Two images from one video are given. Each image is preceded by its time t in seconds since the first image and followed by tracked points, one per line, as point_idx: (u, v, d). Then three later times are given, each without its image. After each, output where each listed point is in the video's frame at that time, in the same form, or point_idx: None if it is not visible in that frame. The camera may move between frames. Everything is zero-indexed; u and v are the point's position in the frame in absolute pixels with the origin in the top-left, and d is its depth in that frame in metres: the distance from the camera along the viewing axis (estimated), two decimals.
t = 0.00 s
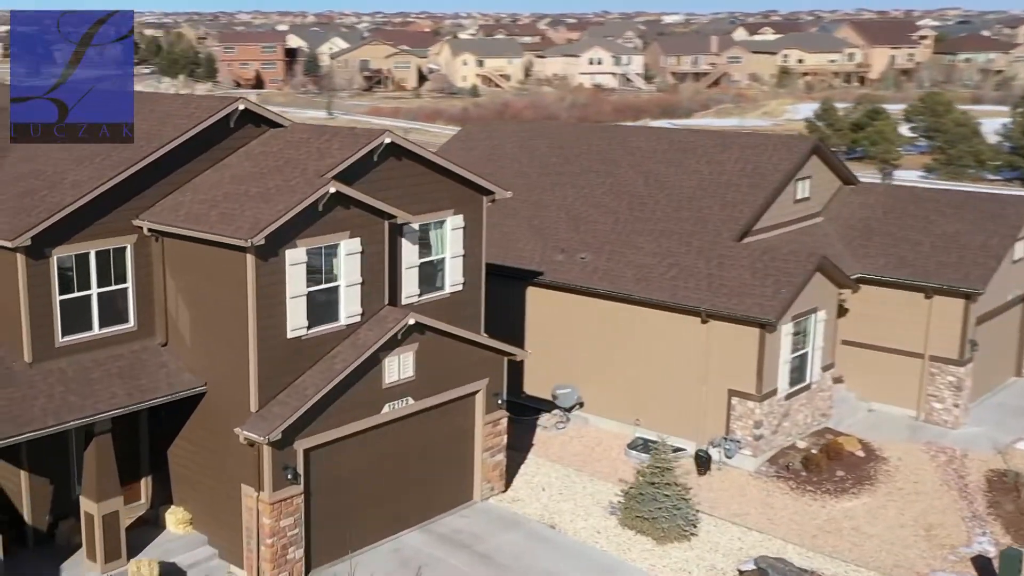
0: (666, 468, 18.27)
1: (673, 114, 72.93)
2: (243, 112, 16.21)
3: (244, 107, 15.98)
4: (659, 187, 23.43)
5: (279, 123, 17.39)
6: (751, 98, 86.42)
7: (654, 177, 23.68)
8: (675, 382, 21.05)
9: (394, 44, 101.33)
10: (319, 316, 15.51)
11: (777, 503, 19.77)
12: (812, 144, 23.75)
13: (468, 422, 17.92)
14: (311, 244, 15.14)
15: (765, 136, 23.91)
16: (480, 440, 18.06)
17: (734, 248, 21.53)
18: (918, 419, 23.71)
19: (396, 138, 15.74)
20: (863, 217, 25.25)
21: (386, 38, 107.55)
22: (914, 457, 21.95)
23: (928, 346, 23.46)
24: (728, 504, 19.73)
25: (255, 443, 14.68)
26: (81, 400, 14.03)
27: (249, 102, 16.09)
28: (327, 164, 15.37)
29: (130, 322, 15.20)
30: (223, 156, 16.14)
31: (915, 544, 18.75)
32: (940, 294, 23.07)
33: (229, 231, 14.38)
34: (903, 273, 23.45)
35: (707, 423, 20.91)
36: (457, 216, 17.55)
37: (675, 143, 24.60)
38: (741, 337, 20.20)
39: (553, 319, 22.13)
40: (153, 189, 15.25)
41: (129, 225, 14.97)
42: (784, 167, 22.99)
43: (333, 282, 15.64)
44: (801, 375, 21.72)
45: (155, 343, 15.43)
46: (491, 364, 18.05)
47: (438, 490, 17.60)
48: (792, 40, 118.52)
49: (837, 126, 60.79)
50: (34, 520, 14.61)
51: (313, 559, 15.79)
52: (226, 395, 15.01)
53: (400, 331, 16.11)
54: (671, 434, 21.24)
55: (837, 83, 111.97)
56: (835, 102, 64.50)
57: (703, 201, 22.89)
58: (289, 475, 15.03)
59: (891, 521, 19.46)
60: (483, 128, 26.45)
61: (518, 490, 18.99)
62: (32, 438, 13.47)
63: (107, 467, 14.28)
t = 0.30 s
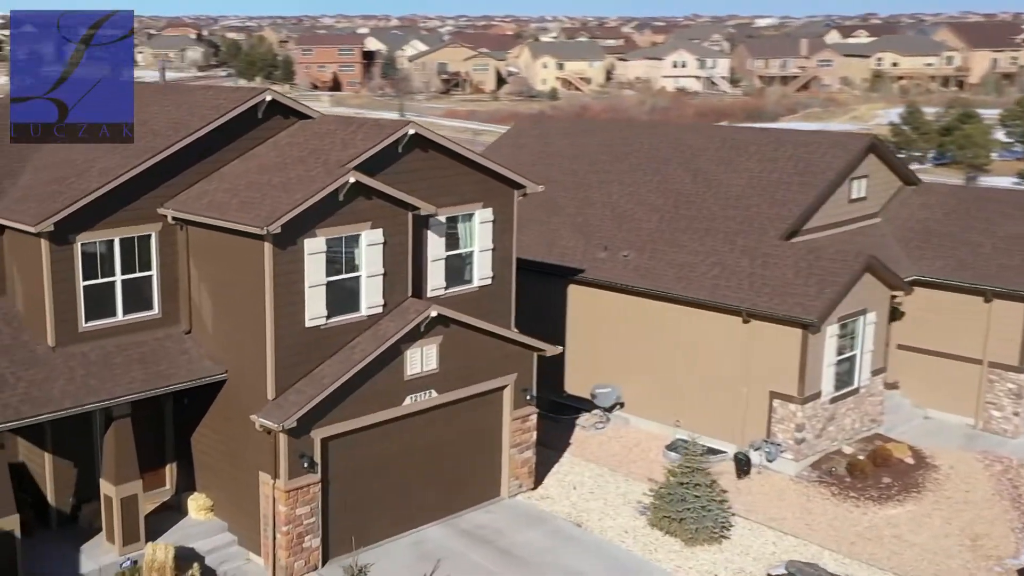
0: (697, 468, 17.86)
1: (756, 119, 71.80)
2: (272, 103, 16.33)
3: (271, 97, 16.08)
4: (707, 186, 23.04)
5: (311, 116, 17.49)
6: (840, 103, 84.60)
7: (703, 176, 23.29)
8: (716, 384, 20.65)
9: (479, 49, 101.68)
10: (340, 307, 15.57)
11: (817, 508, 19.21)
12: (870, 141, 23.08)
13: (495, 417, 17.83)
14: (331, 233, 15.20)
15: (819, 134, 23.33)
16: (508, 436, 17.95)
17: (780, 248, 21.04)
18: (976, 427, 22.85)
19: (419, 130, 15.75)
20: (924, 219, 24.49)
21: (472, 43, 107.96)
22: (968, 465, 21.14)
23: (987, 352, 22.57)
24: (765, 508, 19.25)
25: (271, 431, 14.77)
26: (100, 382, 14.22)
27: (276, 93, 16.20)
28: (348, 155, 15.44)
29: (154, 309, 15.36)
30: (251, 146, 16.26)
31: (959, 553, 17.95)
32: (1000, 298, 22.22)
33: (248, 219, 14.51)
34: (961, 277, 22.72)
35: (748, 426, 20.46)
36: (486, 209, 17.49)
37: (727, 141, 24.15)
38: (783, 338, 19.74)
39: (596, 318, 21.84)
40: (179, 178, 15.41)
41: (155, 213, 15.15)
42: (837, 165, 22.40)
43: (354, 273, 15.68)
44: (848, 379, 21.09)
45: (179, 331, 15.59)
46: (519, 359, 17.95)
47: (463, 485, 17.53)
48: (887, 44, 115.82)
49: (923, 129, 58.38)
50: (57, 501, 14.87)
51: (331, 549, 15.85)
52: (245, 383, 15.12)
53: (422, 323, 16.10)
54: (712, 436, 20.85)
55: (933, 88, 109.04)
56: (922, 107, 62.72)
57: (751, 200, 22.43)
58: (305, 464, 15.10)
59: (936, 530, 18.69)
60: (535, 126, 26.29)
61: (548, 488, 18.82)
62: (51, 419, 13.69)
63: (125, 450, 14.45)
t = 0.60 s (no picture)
0: (731, 469, 17.57)
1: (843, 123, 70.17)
2: (300, 94, 16.41)
3: (300, 89, 16.15)
4: (758, 184, 22.54)
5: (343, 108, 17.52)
6: (934, 107, 82.31)
7: (754, 174, 22.78)
8: (759, 386, 20.17)
9: (565, 53, 101.32)
10: (361, 297, 15.60)
11: (859, 514, 18.58)
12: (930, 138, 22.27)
13: (524, 413, 17.73)
14: (352, 223, 15.26)
15: (876, 132, 22.64)
16: (537, 433, 17.82)
17: (828, 247, 20.47)
18: None
19: (444, 121, 15.74)
20: (987, 220, 23.61)
21: (559, 48, 107.67)
22: None
23: None
24: (805, 514, 18.69)
25: (289, 419, 14.85)
26: (122, 368, 14.41)
27: (305, 84, 16.23)
28: (371, 146, 15.48)
29: (180, 297, 15.50)
30: (280, 137, 16.34)
31: (1008, 565, 17.13)
32: None
33: (267, 208, 14.62)
34: None
35: (791, 429, 19.93)
36: (516, 203, 17.41)
37: (780, 138, 23.61)
38: (827, 339, 19.21)
39: (639, 316, 21.44)
40: (206, 167, 15.54)
41: (180, 201, 15.30)
42: (893, 163, 21.67)
43: (376, 263, 15.71)
44: (899, 384, 20.41)
45: (205, 319, 15.73)
46: (547, 355, 17.83)
47: (489, 481, 17.44)
48: (988, 47, 112.42)
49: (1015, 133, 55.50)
50: (83, 484, 15.08)
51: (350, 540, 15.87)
52: (266, 371, 15.21)
53: (446, 316, 16.07)
54: (755, 439, 20.37)
55: None
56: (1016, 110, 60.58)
57: (802, 198, 21.86)
58: (323, 453, 15.16)
59: (984, 540, 17.88)
60: (587, 124, 26.00)
61: (579, 487, 18.60)
62: (71, 402, 13.90)
63: (146, 435, 14.62)
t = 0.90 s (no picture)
0: (762, 471, 17.15)
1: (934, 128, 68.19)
2: (329, 87, 16.48)
3: (328, 81, 16.24)
4: (809, 183, 21.98)
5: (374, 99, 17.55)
6: None
7: (805, 172, 22.22)
8: (802, 388, 19.60)
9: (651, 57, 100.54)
10: (383, 288, 15.63)
11: (900, 521, 17.93)
12: (992, 135, 21.34)
13: (552, 409, 17.60)
14: (374, 214, 15.30)
15: (934, 129, 21.85)
16: (565, 429, 17.66)
17: (877, 247, 19.84)
18: None
19: (468, 112, 15.69)
20: None
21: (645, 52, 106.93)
22: None
23: None
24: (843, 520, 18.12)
25: (306, 408, 14.94)
26: (143, 353, 14.55)
27: (333, 76, 16.31)
28: (394, 137, 15.51)
29: (206, 286, 15.65)
30: (307, 129, 16.42)
31: None
32: None
33: (288, 197, 14.73)
34: None
35: (835, 434, 19.31)
36: (546, 197, 17.29)
37: (834, 136, 23.01)
38: (872, 341, 18.59)
39: (681, 316, 21.04)
40: (233, 157, 15.66)
41: (207, 190, 15.44)
42: (949, 160, 20.80)
43: (399, 254, 15.73)
44: (948, 389, 19.71)
45: (230, 308, 15.86)
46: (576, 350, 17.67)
47: (514, 476, 17.34)
48: None
49: None
50: (108, 469, 15.26)
51: (369, 530, 15.89)
52: (287, 360, 15.30)
53: (469, 308, 16.02)
54: (798, 443, 19.80)
55: None
56: None
57: (853, 196, 21.23)
58: (340, 442, 15.20)
59: None
60: (639, 121, 25.65)
61: (610, 486, 18.37)
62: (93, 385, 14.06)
63: (168, 420, 14.78)
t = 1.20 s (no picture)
0: (794, 476, 16.71)
1: None
2: (359, 82, 16.54)
3: (358, 76, 16.30)
4: (862, 185, 21.32)
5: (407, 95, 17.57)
6: None
7: (860, 174, 21.56)
8: (847, 394, 19.04)
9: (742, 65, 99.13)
10: (405, 282, 15.64)
11: (944, 532, 17.16)
12: None
13: (582, 409, 17.40)
14: (396, 208, 15.33)
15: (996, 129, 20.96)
16: (596, 429, 17.46)
17: (928, 250, 19.12)
18: None
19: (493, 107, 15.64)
20: None
21: (735, 60, 105.42)
22: None
23: None
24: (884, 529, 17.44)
25: (325, 400, 14.98)
26: (167, 341, 14.68)
27: (363, 72, 16.38)
28: (419, 131, 15.53)
29: (234, 278, 15.77)
30: (336, 124, 16.51)
31: None
32: None
33: (308, 190, 14.83)
34: None
35: (880, 442, 18.67)
36: (577, 194, 17.15)
37: (892, 137, 22.29)
38: (918, 346, 17.95)
39: (725, 319, 20.62)
40: (261, 151, 15.78)
41: (235, 184, 15.57)
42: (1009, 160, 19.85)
43: (422, 248, 15.72)
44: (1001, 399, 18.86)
45: (257, 301, 15.96)
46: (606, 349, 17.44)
47: (542, 477, 17.15)
48: None
49: None
50: (135, 457, 15.41)
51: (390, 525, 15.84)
52: (309, 353, 15.35)
53: (493, 303, 15.95)
54: (842, 452, 19.21)
55: None
56: None
57: (908, 198, 20.51)
58: (359, 435, 15.20)
59: None
60: (694, 123, 25.25)
61: (643, 489, 18.06)
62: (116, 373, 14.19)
63: (191, 410, 14.88)
